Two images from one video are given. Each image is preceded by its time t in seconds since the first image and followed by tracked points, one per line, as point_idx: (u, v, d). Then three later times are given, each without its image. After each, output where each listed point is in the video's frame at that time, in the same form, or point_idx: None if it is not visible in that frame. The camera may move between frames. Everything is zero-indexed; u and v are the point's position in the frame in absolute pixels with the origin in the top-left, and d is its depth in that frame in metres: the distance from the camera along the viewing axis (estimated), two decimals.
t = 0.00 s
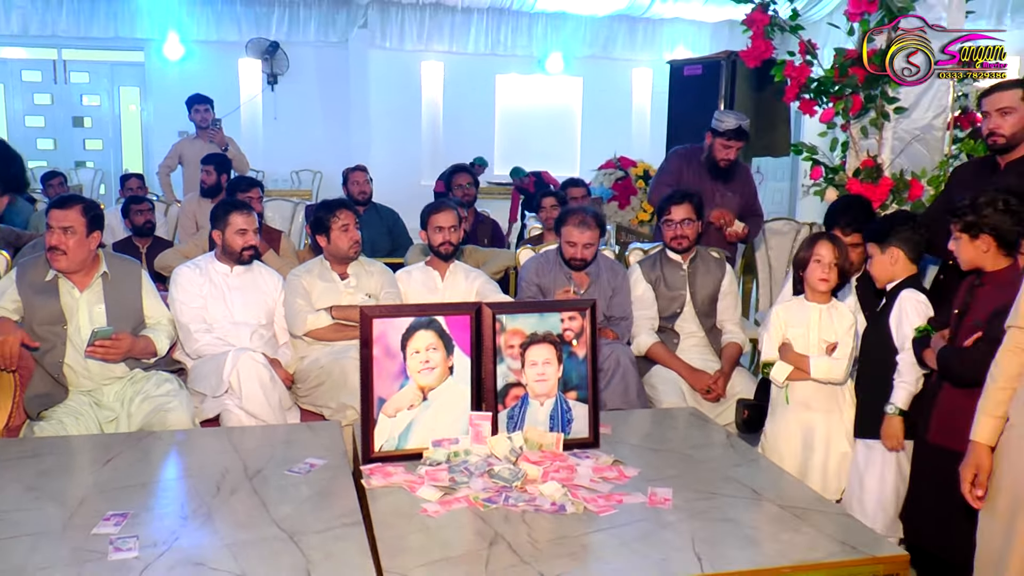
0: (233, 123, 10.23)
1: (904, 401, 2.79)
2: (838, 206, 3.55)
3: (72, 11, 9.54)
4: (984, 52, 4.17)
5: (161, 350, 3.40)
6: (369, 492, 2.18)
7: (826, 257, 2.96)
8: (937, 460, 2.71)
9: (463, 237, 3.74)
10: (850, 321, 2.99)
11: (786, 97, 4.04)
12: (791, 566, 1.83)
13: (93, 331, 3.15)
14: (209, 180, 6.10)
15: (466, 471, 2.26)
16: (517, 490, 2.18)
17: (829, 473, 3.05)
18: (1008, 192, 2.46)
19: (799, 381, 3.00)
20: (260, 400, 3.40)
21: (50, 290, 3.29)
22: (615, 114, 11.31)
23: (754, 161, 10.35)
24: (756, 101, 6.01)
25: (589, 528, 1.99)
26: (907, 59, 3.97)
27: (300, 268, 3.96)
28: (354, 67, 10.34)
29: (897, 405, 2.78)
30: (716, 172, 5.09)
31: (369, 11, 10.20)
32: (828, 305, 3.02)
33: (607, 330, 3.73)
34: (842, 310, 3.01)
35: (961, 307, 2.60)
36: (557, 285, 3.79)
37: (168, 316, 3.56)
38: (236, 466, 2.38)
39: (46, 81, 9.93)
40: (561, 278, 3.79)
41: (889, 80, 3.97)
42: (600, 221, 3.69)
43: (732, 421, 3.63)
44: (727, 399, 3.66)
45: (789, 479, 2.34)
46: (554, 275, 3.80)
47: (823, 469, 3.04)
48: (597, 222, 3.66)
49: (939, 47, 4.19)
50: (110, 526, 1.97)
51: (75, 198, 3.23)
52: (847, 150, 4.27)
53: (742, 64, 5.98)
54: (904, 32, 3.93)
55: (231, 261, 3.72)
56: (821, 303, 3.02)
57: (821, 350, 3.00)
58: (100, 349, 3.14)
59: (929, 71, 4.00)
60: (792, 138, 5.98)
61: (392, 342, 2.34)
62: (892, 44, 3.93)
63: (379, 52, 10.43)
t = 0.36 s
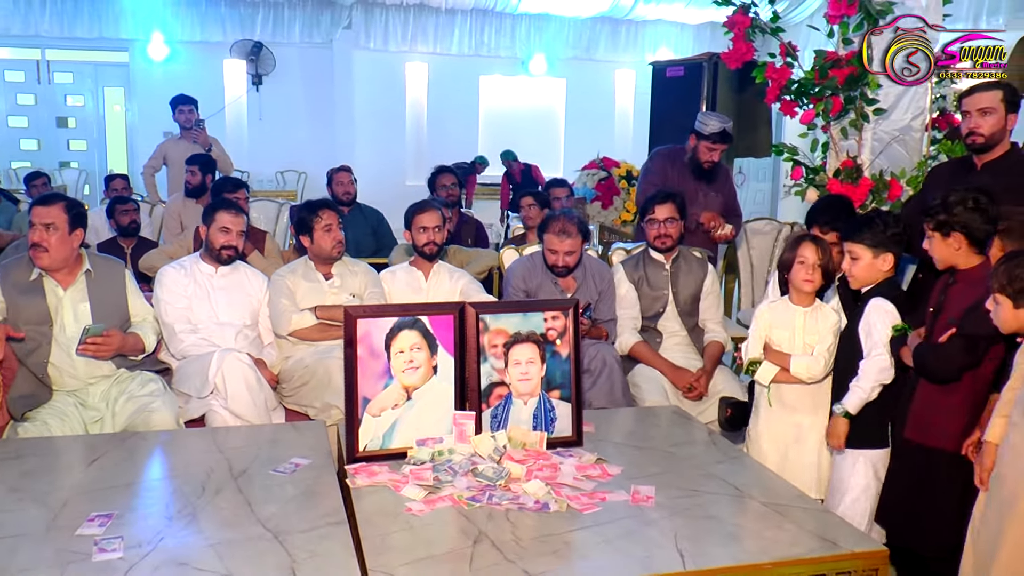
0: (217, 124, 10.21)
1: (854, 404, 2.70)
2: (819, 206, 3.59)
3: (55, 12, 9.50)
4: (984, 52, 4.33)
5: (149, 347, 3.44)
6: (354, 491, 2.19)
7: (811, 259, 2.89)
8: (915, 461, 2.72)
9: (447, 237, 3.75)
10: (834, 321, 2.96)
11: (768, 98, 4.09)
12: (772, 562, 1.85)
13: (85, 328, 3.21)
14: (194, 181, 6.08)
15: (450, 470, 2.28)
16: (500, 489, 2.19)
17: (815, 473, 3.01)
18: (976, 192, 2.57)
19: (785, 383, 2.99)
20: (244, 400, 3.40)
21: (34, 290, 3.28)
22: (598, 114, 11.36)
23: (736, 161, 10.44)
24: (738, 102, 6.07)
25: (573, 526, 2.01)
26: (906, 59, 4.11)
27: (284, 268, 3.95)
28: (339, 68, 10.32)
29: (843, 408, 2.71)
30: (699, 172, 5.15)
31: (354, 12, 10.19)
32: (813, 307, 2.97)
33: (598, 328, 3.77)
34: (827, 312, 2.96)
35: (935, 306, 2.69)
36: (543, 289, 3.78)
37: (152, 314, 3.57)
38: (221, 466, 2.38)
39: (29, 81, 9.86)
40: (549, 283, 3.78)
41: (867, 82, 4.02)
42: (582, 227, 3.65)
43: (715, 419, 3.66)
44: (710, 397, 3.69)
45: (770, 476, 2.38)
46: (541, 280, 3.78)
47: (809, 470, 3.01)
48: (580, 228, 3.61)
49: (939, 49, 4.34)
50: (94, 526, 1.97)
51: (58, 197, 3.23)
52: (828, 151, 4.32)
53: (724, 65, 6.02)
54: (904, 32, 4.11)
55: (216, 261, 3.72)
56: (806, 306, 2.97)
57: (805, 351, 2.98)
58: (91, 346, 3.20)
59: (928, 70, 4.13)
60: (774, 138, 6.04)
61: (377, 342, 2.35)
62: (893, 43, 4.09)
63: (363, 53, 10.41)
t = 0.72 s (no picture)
0: (205, 123, 10.17)
1: (856, 432, 2.52)
2: (808, 205, 3.62)
3: (40, 10, 9.43)
4: (984, 52, 4.46)
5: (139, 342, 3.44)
6: (341, 491, 2.19)
7: (790, 259, 2.90)
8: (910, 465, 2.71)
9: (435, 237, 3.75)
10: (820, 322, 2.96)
11: (755, 98, 4.10)
12: (759, 561, 1.86)
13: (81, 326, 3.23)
14: (181, 180, 6.05)
15: (438, 470, 2.28)
16: (488, 489, 2.19)
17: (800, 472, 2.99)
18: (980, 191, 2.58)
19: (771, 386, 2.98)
20: (232, 400, 3.39)
21: (22, 290, 3.26)
22: (586, 115, 11.37)
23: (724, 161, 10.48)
24: (725, 102, 6.09)
25: (561, 525, 2.02)
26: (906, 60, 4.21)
27: (272, 268, 3.94)
28: (327, 67, 10.30)
29: (847, 437, 2.52)
30: (686, 172, 5.15)
31: (342, 11, 10.17)
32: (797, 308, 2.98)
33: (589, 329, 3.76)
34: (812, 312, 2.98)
35: (927, 306, 2.71)
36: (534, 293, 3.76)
37: (140, 312, 3.56)
38: (208, 466, 2.37)
39: (15, 80, 9.78)
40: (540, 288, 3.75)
41: (854, 82, 4.03)
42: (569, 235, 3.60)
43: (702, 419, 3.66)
44: (699, 396, 3.70)
45: (758, 475, 2.38)
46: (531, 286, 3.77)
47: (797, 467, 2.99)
48: (568, 238, 3.56)
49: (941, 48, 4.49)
50: (81, 528, 1.96)
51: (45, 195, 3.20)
52: (815, 151, 4.34)
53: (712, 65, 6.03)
54: (904, 32, 4.22)
55: (204, 260, 3.70)
56: (791, 306, 2.98)
57: (791, 353, 2.97)
58: (88, 343, 3.21)
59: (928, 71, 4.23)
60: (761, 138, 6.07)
61: (365, 342, 2.35)
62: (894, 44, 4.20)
63: (352, 53, 10.40)
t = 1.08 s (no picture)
0: (202, 123, 10.16)
1: (848, 418, 2.45)
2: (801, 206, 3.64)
3: (36, 10, 9.34)
4: (984, 52, 4.47)
5: (135, 340, 3.45)
6: (339, 491, 2.19)
7: (786, 257, 2.90)
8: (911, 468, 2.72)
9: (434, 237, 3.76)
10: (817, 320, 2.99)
11: (753, 98, 4.11)
12: (756, 560, 1.87)
13: (74, 316, 3.21)
14: (179, 181, 6.05)
15: (436, 470, 2.27)
16: (486, 489, 2.19)
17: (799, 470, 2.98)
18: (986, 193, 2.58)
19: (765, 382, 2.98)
20: (230, 401, 3.38)
21: (20, 290, 3.26)
22: (583, 115, 11.38)
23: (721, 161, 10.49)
24: (723, 101, 6.10)
25: (559, 525, 2.02)
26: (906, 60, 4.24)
27: (269, 268, 3.93)
28: (324, 66, 10.29)
29: (836, 416, 2.45)
30: (681, 171, 5.11)
31: (339, 11, 10.15)
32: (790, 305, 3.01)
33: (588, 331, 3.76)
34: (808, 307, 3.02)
35: (933, 309, 2.72)
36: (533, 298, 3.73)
37: (137, 312, 3.56)
38: (206, 467, 2.37)
39: (11, 80, 9.77)
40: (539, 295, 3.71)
41: (852, 83, 4.04)
42: (565, 248, 3.45)
43: (700, 419, 3.67)
44: (696, 396, 3.70)
45: (755, 474, 2.39)
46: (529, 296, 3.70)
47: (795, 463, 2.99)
48: (562, 256, 3.41)
49: (939, 48, 4.51)
50: (78, 529, 1.96)
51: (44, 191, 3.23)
52: (812, 151, 4.34)
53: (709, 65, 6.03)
54: (903, 32, 4.23)
55: (202, 260, 3.70)
56: (786, 303, 3.01)
57: (787, 351, 3.00)
58: (81, 335, 3.20)
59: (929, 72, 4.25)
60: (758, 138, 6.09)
61: (362, 343, 2.36)
62: (893, 44, 4.24)
63: (348, 52, 10.40)
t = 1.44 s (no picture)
0: (200, 123, 10.14)
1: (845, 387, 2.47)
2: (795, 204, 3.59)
3: (34, 10, 9.33)
4: (984, 51, 4.43)
5: (133, 341, 3.44)
6: (337, 492, 2.18)
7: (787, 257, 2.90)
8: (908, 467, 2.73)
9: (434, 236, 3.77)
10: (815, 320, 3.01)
11: (751, 98, 4.11)
12: (755, 560, 1.87)
13: (73, 314, 3.20)
14: (178, 180, 6.04)
15: (435, 470, 2.27)
16: (485, 489, 2.19)
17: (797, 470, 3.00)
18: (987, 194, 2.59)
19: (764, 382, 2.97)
20: (229, 401, 3.38)
21: (19, 290, 3.26)
22: (581, 115, 11.39)
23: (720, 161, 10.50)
24: (722, 101, 6.11)
25: (558, 526, 2.02)
26: (906, 60, 4.22)
27: (268, 268, 3.93)
28: (323, 66, 10.29)
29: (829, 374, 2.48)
30: (669, 170, 5.09)
31: (338, 11, 10.15)
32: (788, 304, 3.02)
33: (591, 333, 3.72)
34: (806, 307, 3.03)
35: (929, 310, 2.74)
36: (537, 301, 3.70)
37: (136, 313, 3.56)
38: (204, 468, 2.37)
39: (10, 80, 9.76)
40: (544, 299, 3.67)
41: (851, 83, 4.04)
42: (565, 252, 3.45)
43: (699, 419, 3.68)
44: (694, 396, 3.70)
45: (753, 474, 2.39)
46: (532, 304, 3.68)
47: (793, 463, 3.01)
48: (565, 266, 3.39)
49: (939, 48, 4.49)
50: (77, 529, 1.96)
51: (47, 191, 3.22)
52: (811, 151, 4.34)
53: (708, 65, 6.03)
54: (904, 32, 4.21)
55: (201, 260, 3.70)
56: (784, 303, 3.02)
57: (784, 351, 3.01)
58: (79, 333, 3.19)
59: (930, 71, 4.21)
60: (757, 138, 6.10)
61: (361, 343, 2.35)
62: (893, 43, 4.20)
63: (347, 53, 10.40)
